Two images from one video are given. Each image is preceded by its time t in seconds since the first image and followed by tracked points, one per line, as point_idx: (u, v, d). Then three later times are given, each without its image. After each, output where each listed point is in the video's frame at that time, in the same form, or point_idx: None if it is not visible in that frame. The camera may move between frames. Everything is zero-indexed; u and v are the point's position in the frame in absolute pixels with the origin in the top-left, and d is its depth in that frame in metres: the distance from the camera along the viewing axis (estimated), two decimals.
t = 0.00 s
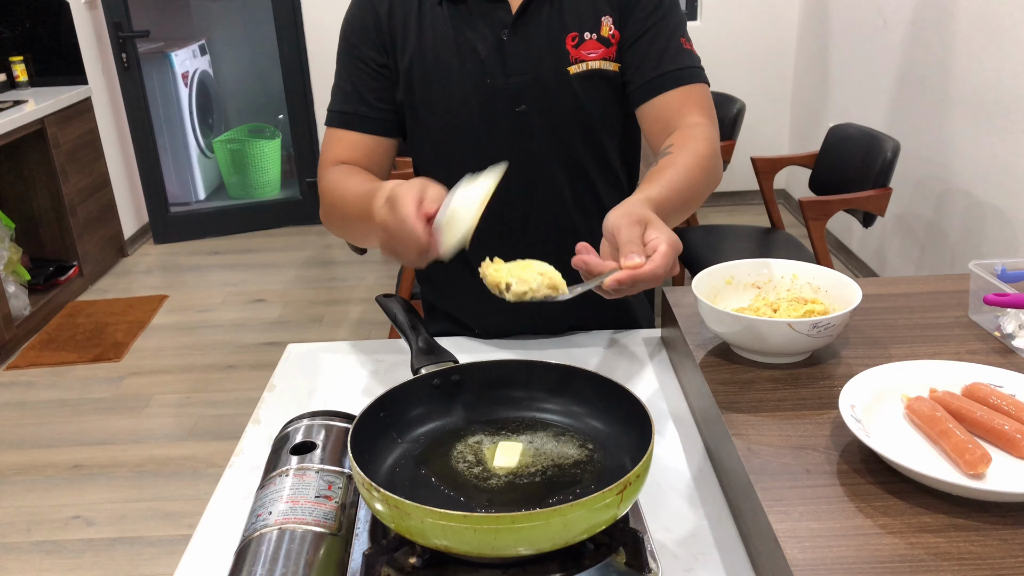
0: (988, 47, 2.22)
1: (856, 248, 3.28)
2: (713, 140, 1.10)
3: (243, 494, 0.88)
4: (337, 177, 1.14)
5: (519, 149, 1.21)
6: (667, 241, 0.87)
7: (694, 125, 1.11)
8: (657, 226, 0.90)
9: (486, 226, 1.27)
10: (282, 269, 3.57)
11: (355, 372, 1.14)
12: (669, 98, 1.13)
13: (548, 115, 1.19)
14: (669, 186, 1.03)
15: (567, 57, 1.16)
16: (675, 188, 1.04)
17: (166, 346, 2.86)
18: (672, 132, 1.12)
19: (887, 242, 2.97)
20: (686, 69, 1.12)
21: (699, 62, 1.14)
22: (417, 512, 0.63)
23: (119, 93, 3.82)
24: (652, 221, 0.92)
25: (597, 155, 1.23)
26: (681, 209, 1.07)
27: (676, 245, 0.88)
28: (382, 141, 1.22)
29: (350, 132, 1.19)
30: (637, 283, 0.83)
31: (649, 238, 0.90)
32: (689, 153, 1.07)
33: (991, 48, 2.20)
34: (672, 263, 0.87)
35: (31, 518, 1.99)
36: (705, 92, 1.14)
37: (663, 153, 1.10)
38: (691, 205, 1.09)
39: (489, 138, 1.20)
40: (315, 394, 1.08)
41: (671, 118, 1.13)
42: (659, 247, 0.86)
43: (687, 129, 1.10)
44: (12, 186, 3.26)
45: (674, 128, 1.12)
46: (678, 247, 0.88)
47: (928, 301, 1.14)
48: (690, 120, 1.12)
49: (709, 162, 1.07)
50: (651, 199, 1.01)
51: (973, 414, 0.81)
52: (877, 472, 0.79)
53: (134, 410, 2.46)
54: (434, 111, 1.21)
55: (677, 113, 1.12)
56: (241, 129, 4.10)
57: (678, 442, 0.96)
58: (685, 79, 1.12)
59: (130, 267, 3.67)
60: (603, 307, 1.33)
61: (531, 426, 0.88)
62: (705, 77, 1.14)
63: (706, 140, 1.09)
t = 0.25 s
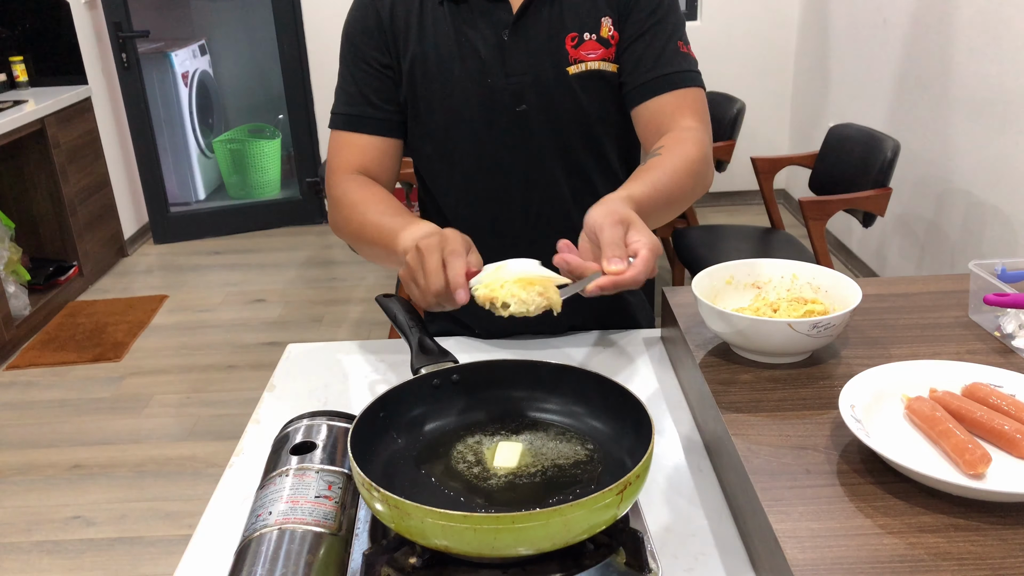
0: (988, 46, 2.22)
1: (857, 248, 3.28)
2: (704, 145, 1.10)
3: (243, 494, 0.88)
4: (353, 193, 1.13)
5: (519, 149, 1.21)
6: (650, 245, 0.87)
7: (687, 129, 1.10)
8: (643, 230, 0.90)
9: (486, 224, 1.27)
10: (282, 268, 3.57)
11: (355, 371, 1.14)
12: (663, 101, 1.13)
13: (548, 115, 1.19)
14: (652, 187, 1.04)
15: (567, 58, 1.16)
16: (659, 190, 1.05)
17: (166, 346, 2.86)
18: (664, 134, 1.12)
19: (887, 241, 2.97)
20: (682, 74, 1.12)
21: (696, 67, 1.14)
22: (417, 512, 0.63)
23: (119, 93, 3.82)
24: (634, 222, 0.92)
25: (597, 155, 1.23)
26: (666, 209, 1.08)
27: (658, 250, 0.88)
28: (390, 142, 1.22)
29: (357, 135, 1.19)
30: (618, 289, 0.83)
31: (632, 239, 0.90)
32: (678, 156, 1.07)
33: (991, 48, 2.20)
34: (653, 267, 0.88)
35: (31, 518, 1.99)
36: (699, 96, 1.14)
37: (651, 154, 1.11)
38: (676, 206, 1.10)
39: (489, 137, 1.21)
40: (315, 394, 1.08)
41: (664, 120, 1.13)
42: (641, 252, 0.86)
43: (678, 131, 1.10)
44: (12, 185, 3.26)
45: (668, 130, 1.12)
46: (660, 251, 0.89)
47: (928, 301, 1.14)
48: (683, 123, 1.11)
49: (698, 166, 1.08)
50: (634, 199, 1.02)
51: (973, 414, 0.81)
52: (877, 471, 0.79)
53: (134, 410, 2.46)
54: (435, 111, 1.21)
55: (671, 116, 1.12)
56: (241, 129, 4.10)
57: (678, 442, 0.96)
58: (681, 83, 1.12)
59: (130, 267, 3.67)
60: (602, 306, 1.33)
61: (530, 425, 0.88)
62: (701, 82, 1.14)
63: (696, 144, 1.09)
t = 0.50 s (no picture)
0: (988, 47, 2.22)
1: (856, 248, 3.28)
2: (738, 119, 1.02)
3: (243, 494, 0.88)
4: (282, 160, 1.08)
5: (520, 148, 1.21)
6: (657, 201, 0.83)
7: (715, 106, 1.04)
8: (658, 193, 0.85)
9: (487, 224, 1.27)
10: (282, 268, 3.57)
11: (354, 371, 1.14)
12: (685, 82, 1.08)
13: (550, 114, 1.19)
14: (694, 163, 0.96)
15: (569, 57, 1.16)
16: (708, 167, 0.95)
17: (166, 346, 2.86)
18: (694, 114, 1.06)
19: (887, 242, 2.97)
20: (697, 54, 1.08)
21: (711, 50, 1.10)
22: (417, 512, 0.63)
23: (119, 93, 3.82)
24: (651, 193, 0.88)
25: (599, 154, 1.23)
26: (719, 192, 0.97)
27: (669, 205, 0.83)
28: (357, 124, 1.20)
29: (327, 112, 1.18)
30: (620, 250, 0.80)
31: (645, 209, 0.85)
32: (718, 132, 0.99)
33: (991, 48, 2.21)
34: (665, 225, 0.83)
35: (31, 518, 1.99)
36: (718, 73, 1.09)
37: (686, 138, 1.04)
38: (728, 188, 1.00)
39: (491, 136, 1.21)
40: (315, 394, 1.08)
41: (689, 102, 1.07)
42: (643, 209, 0.82)
43: (708, 110, 1.04)
44: (12, 185, 3.26)
45: (695, 111, 1.06)
46: (674, 208, 0.83)
47: (928, 301, 1.14)
48: (709, 102, 1.05)
49: (738, 140, 0.99)
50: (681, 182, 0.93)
51: (973, 414, 0.81)
52: (877, 471, 0.79)
53: (134, 410, 2.46)
54: (437, 110, 1.21)
55: (696, 96, 1.06)
56: (241, 129, 4.10)
57: (678, 442, 0.96)
58: (698, 64, 1.08)
59: (130, 266, 3.67)
60: (602, 306, 1.33)
61: (530, 425, 0.88)
62: (717, 62, 1.10)
63: (730, 119, 1.01)
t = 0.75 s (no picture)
0: (988, 47, 2.22)
1: (856, 248, 3.28)
2: (739, 103, 0.99)
3: (243, 494, 0.88)
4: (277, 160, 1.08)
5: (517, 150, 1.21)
6: (648, 207, 0.83)
7: (712, 90, 1.01)
8: (652, 192, 0.84)
9: (486, 226, 1.27)
10: (282, 268, 3.57)
11: (354, 371, 1.14)
12: (679, 69, 1.04)
13: (545, 116, 1.19)
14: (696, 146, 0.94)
15: (563, 59, 1.16)
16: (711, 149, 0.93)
17: (166, 346, 2.86)
18: (691, 98, 1.02)
19: (887, 242, 2.97)
20: (691, 40, 1.05)
21: (708, 36, 1.07)
22: (417, 512, 0.63)
23: (118, 93, 3.82)
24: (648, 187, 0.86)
25: (596, 154, 1.23)
26: (729, 174, 0.95)
27: (659, 212, 0.83)
28: (345, 126, 1.20)
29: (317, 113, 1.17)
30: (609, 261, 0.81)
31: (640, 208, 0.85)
32: (719, 118, 0.96)
33: (991, 48, 2.20)
34: (658, 231, 0.83)
35: (31, 518, 1.99)
36: (717, 58, 1.05)
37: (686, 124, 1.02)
38: (738, 170, 0.98)
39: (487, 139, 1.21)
40: (315, 394, 1.08)
41: (687, 90, 1.03)
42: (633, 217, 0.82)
43: (707, 94, 1.01)
44: (12, 185, 3.26)
45: (692, 96, 1.02)
46: (667, 214, 0.83)
47: (928, 301, 1.14)
48: (707, 85, 1.02)
49: (740, 122, 0.97)
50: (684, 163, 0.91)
51: (974, 414, 0.81)
52: (877, 472, 0.79)
53: (134, 410, 2.46)
54: (433, 113, 1.21)
55: (692, 79, 1.03)
56: (241, 129, 4.10)
57: (678, 442, 0.96)
58: (693, 49, 1.05)
59: (130, 267, 3.67)
60: (602, 307, 1.33)
61: (530, 425, 0.88)
62: (714, 46, 1.06)
63: (730, 102, 0.98)
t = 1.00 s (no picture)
0: (988, 47, 2.22)
1: (857, 248, 3.28)
2: (737, 93, 0.95)
3: (243, 494, 0.88)
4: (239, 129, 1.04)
5: (517, 152, 1.21)
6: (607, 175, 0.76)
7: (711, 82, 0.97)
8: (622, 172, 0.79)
9: (485, 227, 1.27)
10: (282, 268, 3.57)
11: (354, 372, 1.14)
12: (679, 61, 1.03)
13: (545, 118, 1.19)
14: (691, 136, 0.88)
15: (563, 60, 1.16)
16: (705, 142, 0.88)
17: (166, 346, 2.86)
18: (692, 91, 1.00)
19: (887, 241, 2.97)
20: (690, 33, 1.04)
21: (709, 30, 1.05)
22: (417, 512, 0.63)
23: (118, 93, 3.82)
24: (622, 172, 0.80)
25: (597, 157, 1.23)
26: (716, 171, 0.88)
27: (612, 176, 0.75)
28: (334, 103, 1.18)
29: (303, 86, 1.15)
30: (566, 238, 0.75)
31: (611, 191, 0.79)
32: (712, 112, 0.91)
33: (991, 48, 2.20)
34: (615, 201, 0.75)
35: (31, 518, 1.99)
36: (719, 51, 1.03)
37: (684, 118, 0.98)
38: (728, 167, 0.91)
39: (487, 140, 1.21)
40: (315, 394, 1.08)
41: (685, 81, 1.01)
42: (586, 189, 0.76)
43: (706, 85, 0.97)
44: (12, 185, 3.26)
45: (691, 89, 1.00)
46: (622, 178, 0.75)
47: (928, 301, 1.14)
48: (707, 77, 0.99)
49: (731, 115, 0.91)
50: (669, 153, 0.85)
51: (974, 414, 0.81)
52: (877, 472, 0.79)
53: (134, 410, 2.46)
54: (434, 114, 1.21)
55: (692, 72, 1.01)
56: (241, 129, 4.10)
57: (678, 442, 0.96)
58: (691, 43, 1.03)
59: (130, 267, 3.67)
60: (602, 307, 1.33)
61: (531, 425, 0.88)
62: (715, 38, 1.04)
63: (727, 93, 0.94)
